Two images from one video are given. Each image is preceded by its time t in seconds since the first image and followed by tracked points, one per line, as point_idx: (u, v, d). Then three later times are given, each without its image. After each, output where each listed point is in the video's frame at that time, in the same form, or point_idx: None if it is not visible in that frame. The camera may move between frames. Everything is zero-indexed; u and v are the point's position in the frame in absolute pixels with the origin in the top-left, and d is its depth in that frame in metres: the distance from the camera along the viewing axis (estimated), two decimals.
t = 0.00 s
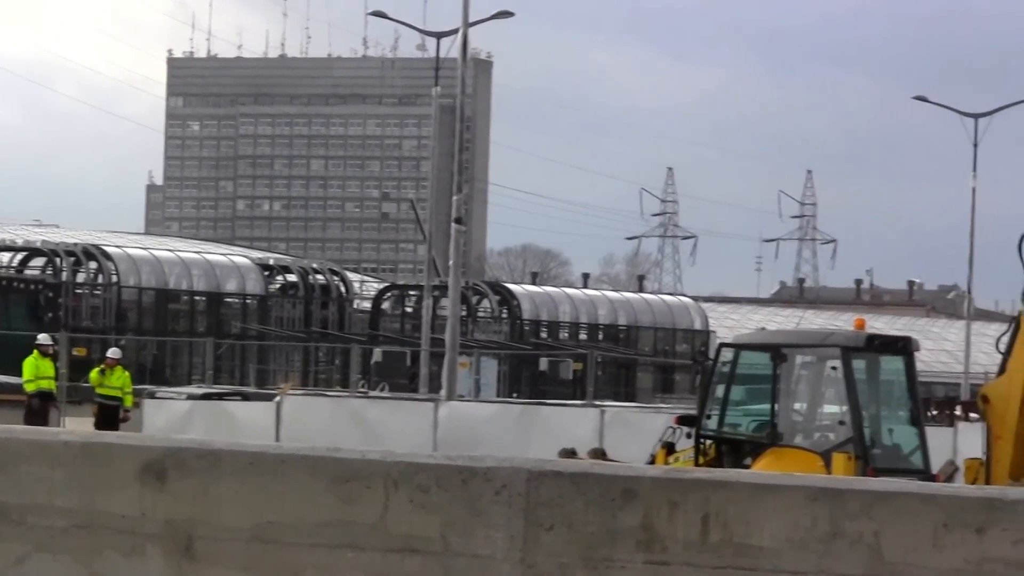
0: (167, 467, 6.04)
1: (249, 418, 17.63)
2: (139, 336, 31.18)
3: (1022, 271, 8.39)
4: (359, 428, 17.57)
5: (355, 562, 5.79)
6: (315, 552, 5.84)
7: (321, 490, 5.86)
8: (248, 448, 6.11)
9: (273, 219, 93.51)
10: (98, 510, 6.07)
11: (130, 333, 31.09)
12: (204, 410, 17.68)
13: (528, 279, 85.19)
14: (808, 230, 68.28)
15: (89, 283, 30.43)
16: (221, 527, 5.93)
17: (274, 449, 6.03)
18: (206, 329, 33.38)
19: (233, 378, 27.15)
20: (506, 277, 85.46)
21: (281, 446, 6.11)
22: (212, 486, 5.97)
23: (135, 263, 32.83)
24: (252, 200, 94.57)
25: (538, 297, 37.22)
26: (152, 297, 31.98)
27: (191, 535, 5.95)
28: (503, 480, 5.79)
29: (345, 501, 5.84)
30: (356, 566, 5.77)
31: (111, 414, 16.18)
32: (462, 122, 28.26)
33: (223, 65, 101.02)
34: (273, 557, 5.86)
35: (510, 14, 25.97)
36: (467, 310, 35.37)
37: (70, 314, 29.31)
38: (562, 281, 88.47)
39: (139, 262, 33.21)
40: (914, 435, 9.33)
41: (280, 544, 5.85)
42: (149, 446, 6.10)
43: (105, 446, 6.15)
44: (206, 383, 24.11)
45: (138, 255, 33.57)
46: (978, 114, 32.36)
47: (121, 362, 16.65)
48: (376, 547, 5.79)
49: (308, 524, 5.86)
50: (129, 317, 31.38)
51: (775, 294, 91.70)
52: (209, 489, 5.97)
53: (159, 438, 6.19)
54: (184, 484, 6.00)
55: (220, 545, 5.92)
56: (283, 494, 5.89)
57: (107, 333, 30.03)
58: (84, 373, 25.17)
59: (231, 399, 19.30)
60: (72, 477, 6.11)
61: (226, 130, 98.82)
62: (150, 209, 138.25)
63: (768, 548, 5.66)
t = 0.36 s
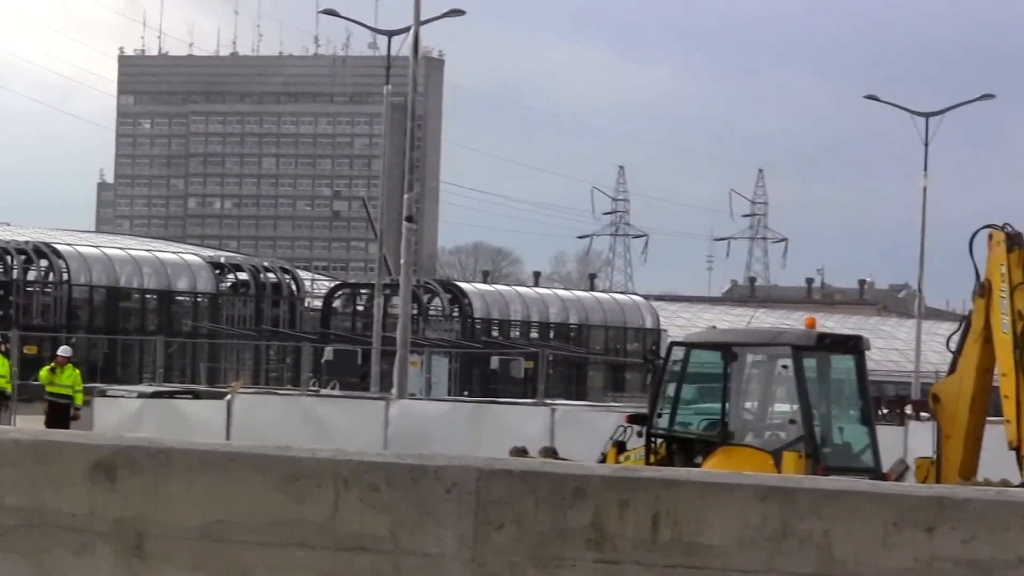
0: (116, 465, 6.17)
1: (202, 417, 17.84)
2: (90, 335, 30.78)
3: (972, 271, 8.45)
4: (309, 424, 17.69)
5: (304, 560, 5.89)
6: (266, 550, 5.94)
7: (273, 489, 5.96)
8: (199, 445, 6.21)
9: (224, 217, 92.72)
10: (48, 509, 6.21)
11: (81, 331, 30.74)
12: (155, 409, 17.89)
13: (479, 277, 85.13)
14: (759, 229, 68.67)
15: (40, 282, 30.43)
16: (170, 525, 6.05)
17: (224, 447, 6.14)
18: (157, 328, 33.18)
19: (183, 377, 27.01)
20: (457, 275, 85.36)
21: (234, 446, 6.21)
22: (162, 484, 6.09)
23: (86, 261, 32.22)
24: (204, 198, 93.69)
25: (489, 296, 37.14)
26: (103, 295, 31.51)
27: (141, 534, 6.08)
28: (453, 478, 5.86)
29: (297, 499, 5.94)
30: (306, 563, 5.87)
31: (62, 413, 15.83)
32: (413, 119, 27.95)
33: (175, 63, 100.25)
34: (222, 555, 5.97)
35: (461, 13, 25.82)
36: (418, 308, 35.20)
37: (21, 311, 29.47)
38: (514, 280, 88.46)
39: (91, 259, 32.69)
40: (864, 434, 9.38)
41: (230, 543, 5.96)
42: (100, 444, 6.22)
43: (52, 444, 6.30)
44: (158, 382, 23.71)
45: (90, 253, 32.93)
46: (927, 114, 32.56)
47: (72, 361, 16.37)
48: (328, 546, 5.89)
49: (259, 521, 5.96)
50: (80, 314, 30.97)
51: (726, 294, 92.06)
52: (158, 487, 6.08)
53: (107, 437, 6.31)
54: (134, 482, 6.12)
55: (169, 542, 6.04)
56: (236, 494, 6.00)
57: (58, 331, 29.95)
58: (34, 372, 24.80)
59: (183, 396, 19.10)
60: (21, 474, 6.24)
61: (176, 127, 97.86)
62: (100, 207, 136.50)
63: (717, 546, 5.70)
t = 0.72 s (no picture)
0: (66, 464, 6.18)
1: (152, 414, 17.82)
2: (40, 332, 31.00)
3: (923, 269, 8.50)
4: (259, 423, 17.60)
5: (254, 559, 5.90)
6: (215, 549, 5.95)
7: (222, 487, 5.98)
8: (150, 443, 6.25)
9: (175, 215, 91.61)
10: None
11: (31, 329, 30.95)
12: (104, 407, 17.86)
13: (430, 276, 84.85)
14: (710, 228, 69.05)
15: None
16: (120, 523, 6.07)
17: (174, 445, 6.16)
18: (108, 326, 33.10)
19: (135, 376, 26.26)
20: (408, 273, 85.09)
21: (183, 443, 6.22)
22: (111, 483, 6.11)
23: (37, 259, 31.63)
24: (154, 196, 92.67)
25: (440, 294, 36.93)
26: (54, 293, 31.72)
27: (92, 532, 6.10)
28: (403, 478, 5.86)
29: (244, 498, 5.96)
30: (255, 562, 5.88)
31: (12, 413, 15.44)
32: (364, 118, 27.62)
33: (124, 60, 99.01)
34: (172, 553, 6.00)
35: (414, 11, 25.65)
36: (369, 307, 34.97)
37: None
38: (465, 279, 88.29)
39: (41, 257, 32.06)
40: (814, 432, 9.41)
41: (180, 541, 5.99)
42: (48, 442, 6.24)
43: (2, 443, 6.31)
44: (109, 381, 23.05)
45: (40, 251, 32.20)
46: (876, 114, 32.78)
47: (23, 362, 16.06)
48: (277, 546, 5.89)
49: (209, 521, 5.98)
50: (30, 312, 31.24)
51: (676, 293, 92.52)
52: (108, 486, 6.11)
53: (58, 435, 6.34)
54: (84, 482, 6.14)
55: (119, 540, 6.06)
56: (188, 493, 6.02)
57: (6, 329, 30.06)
58: None
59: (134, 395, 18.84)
60: None
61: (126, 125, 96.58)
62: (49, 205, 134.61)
63: (668, 545, 5.70)
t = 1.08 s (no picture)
0: (17, 464, 6.52)
1: (106, 411, 17.55)
2: None
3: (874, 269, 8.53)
4: (211, 423, 17.45)
5: (204, 556, 6.22)
6: (163, 546, 6.28)
7: (170, 487, 6.32)
8: (100, 443, 6.58)
9: (126, 214, 91.05)
10: None
11: None
12: (55, 406, 17.56)
13: (381, 274, 84.58)
14: (662, 226, 69.43)
15: None
16: (70, 522, 6.39)
17: (123, 445, 6.50)
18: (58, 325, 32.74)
19: (85, 373, 25.96)
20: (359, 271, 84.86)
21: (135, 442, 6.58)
22: (61, 483, 6.45)
23: None
24: (105, 194, 91.96)
25: (391, 293, 36.82)
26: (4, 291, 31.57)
27: (41, 530, 6.42)
28: (352, 477, 6.16)
29: (196, 497, 6.29)
30: (206, 560, 6.20)
31: None
32: (316, 117, 27.24)
33: (75, 58, 98.44)
34: (121, 551, 6.32)
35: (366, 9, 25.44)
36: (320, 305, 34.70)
37: None
38: (417, 277, 88.08)
39: None
40: (766, 431, 9.42)
41: (130, 539, 6.32)
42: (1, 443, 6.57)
43: None
44: (58, 379, 22.74)
45: None
46: (828, 114, 32.96)
47: None
48: (228, 544, 6.20)
49: (158, 519, 6.31)
50: None
51: (629, 291, 92.77)
52: (57, 486, 6.44)
53: (11, 434, 6.67)
54: (33, 479, 6.47)
55: (69, 538, 6.38)
56: (135, 492, 6.37)
57: None
58: None
59: (85, 394, 18.54)
60: None
61: (77, 124, 95.85)
62: None
63: (617, 544, 5.88)
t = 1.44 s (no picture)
0: None
1: (55, 409, 17.46)
2: None
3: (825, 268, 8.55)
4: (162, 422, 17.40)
5: (154, 555, 6.22)
6: (114, 545, 6.28)
7: (120, 485, 6.32)
8: (49, 441, 6.55)
9: (78, 212, 89.82)
10: None
11: None
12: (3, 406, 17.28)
13: (332, 273, 84.15)
14: (613, 225, 69.72)
15: None
16: (19, 521, 6.37)
17: (72, 443, 6.47)
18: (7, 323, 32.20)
19: (34, 373, 25.43)
20: (310, 270, 84.39)
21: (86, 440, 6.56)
22: (9, 481, 6.42)
23: None
24: (55, 192, 90.35)
25: (342, 292, 36.54)
26: None
27: None
28: (303, 475, 6.16)
29: (145, 496, 6.29)
30: (155, 559, 6.20)
31: None
32: (267, 116, 26.81)
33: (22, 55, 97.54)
34: (70, 549, 6.31)
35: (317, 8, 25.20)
36: (270, 303, 34.45)
37: None
38: (368, 275, 87.75)
39: None
40: (716, 431, 9.42)
41: (79, 538, 6.30)
42: None
43: None
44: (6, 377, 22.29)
45: None
46: (779, 114, 33.22)
47: None
48: (178, 543, 6.22)
49: (108, 517, 6.31)
50: None
51: (580, 289, 93.03)
52: (6, 483, 6.42)
53: None
54: None
55: (19, 538, 6.36)
56: (85, 489, 6.36)
57: None
58: None
59: (33, 393, 18.23)
60: None
61: (25, 121, 94.13)
62: None
63: (567, 543, 5.86)
